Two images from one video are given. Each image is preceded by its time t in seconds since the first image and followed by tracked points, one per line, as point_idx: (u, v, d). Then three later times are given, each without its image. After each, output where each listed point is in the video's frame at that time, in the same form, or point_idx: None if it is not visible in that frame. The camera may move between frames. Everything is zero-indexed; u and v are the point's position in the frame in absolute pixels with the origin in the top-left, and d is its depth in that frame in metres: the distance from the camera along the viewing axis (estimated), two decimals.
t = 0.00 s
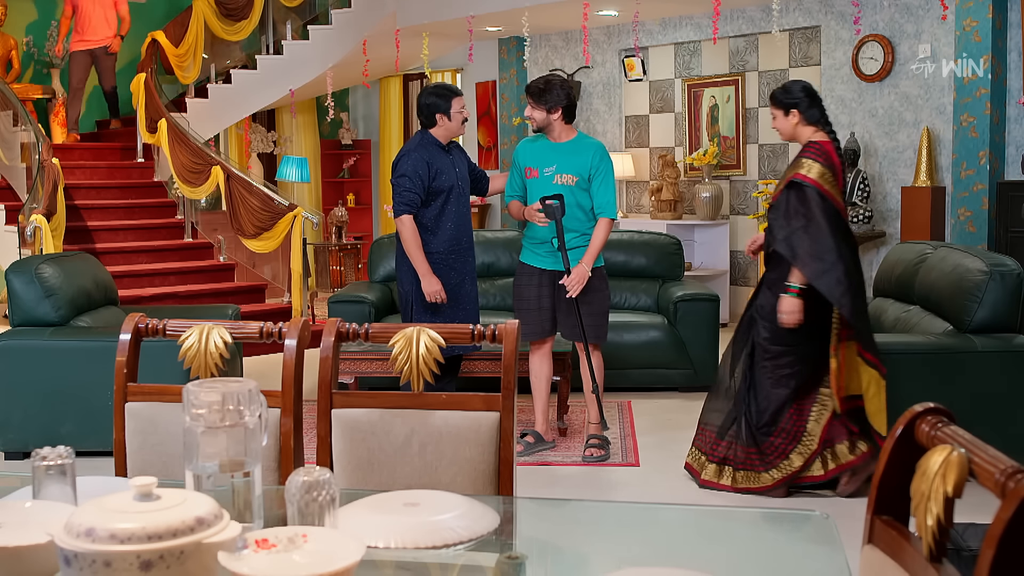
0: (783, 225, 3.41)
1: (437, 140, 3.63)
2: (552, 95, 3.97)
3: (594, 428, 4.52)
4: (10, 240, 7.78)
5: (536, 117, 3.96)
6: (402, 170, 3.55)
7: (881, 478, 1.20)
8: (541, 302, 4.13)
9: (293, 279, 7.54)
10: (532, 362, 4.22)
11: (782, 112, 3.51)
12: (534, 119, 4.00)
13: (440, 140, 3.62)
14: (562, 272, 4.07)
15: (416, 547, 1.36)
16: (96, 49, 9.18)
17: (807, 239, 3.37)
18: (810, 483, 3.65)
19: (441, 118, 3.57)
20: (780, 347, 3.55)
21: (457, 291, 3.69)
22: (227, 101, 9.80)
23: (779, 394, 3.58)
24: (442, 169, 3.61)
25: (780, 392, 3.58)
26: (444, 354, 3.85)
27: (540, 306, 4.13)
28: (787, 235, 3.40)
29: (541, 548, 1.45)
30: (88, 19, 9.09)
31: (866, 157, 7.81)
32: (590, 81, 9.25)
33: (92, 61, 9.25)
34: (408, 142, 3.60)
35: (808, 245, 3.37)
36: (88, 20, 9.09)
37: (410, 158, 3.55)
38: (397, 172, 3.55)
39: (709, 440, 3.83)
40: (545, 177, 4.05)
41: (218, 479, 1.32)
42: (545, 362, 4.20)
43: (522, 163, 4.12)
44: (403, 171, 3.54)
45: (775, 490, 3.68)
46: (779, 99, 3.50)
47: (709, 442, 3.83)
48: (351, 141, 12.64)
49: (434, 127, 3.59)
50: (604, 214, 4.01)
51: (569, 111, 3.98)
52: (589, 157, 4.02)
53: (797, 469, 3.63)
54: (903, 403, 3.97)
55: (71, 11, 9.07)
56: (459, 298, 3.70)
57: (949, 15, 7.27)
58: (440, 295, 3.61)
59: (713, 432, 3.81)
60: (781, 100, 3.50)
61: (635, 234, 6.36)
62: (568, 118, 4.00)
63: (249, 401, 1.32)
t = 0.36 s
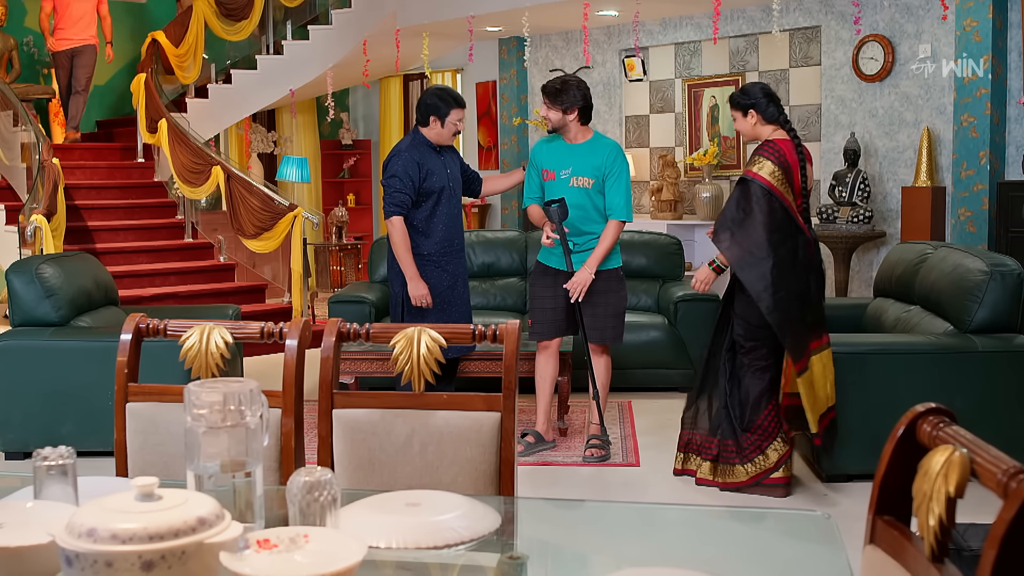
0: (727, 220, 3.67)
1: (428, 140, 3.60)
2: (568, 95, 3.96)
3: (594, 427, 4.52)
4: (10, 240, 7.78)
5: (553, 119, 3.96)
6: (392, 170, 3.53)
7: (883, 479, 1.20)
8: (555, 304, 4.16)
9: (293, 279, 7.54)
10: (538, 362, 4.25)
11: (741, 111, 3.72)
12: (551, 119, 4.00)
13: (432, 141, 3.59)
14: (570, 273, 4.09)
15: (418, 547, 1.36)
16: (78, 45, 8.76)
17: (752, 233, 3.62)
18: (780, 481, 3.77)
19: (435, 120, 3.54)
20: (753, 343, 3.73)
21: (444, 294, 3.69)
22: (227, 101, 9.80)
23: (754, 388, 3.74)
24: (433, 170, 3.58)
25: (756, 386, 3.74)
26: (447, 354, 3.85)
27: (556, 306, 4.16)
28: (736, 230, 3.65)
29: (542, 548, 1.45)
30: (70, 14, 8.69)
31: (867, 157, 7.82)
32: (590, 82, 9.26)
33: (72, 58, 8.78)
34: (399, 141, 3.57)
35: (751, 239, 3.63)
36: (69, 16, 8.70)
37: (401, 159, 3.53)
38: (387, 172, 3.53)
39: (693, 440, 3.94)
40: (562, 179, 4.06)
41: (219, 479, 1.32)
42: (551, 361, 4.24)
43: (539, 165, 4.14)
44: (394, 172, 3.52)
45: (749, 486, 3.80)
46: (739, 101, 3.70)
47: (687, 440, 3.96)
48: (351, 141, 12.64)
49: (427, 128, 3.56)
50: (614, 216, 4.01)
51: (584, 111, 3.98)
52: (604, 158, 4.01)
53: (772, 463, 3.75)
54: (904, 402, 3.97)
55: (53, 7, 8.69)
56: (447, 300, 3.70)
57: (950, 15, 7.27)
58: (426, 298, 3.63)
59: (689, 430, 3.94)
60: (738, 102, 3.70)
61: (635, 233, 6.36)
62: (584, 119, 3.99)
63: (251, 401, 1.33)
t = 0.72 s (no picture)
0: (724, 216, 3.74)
1: (433, 146, 3.59)
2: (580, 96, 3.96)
3: (596, 427, 4.52)
4: (11, 240, 7.77)
5: (568, 120, 3.95)
6: (394, 174, 3.51)
7: (890, 479, 1.20)
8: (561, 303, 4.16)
9: (294, 279, 7.54)
10: (543, 362, 4.26)
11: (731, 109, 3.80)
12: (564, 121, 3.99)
13: (436, 146, 3.59)
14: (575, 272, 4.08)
15: (424, 547, 1.36)
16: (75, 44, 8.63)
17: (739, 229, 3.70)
18: (781, 464, 3.85)
19: (442, 126, 3.55)
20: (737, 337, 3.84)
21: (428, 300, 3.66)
22: (227, 101, 9.79)
23: (736, 380, 3.86)
24: (434, 176, 3.57)
25: (738, 378, 3.86)
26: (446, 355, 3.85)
27: (562, 306, 4.17)
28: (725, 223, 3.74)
29: (546, 548, 1.45)
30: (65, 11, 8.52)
31: (868, 157, 7.81)
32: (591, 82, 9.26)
33: (67, 57, 8.62)
34: (404, 145, 3.56)
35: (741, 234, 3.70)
36: (63, 13, 8.52)
37: (403, 163, 3.52)
38: (389, 176, 3.52)
39: (682, 438, 4.00)
40: (571, 178, 4.05)
41: (225, 480, 1.32)
42: (555, 362, 4.24)
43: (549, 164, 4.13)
44: (395, 176, 3.50)
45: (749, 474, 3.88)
46: (736, 102, 3.76)
47: (677, 436, 4.03)
48: (351, 141, 12.64)
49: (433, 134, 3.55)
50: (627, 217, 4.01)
51: (597, 112, 3.98)
52: (616, 159, 4.01)
53: (770, 447, 3.84)
54: (907, 404, 3.97)
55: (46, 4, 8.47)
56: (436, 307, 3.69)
57: (951, 15, 7.27)
58: (415, 305, 3.60)
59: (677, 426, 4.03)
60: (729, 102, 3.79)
61: (636, 233, 6.36)
62: (597, 119, 4.00)
63: (256, 401, 1.32)
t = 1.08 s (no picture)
0: (737, 213, 3.92)
1: (436, 145, 3.59)
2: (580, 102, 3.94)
3: (599, 427, 4.52)
4: (13, 240, 7.77)
5: (578, 128, 3.96)
6: (399, 175, 3.51)
7: (904, 480, 1.20)
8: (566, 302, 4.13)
9: (297, 280, 7.56)
10: (545, 362, 4.26)
11: (731, 110, 4.00)
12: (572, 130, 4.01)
13: (439, 146, 3.60)
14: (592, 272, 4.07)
15: (434, 548, 1.36)
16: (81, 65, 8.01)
17: (751, 226, 3.89)
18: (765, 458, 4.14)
19: (443, 123, 3.55)
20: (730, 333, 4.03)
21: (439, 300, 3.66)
22: (229, 101, 9.79)
23: (722, 374, 4.05)
24: (439, 176, 3.58)
25: (724, 372, 4.05)
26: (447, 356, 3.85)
27: (566, 305, 4.14)
28: (735, 219, 3.93)
29: (555, 548, 1.44)
30: (69, 30, 7.91)
31: (870, 157, 7.81)
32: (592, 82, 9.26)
33: (74, 80, 8.05)
34: (407, 146, 3.56)
35: (753, 231, 3.89)
36: (67, 33, 7.91)
37: (408, 164, 3.52)
38: (394, 177, 3.51)
39: (669, 430, 4.09)
40: (578, 177, 4.04)
41: (235, 480, 1.32)
42: (558, 361, 4.24)
43: (555, 163, 4.12)
44: (401, 177, 3.50)
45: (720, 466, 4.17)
46: (742, 102, 3.96)
47: (667, 431, 4.10)
48: (353, 141, 12.63)
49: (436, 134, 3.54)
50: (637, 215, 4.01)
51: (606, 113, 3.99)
52: (624, 158, 4.01)
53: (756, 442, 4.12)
54: (912, 403, 3.96)
55: (47, 21, 7.85)
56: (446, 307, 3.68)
57: (953, 15, 7.26)
58: (431, 303, 3.59)
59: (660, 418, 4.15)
60: (731, 102, 4.00)
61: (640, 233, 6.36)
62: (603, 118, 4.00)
63: (266, 401, 1.32)
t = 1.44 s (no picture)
0: (747, 216, 3.93)
1: (442, 145, 3.57)
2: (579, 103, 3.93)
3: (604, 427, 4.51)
4: (17, 240, 7.77)
5: (577, 131, 3.96)
6: (404, 175, 3.50)
7: (923, 481, 1.19)
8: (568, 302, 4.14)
9: (300, 280, 7.57)
10: (549, 362, 4.24)
11: (727, 112, 4.00)
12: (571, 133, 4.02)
13: (446, 146, 3.57)
14: (611, 281, 4.06)
15: (449, 549, 1.35)
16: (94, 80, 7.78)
17: (762, 231, 3.92)
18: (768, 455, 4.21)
19: (451, 126, 3.53)
20: (730, 334, 4.06)
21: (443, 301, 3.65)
22: (232, 101, 9.81)
23: (724, 375, 4.09)
24: (445, 176, 3.56)
25: (726, 373, 4.09)
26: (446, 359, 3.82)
27: (569, 306, 4.15)
28: (743, 222, 3.94)
29: (569, 549, 1.44)
30: (83, 45, 7.71)
31: (874, 157, 7.80)
32: (595, 81, 9.26)
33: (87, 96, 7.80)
34: (414, 146, 3.54)
35: (761, 235, 3.92)
36: (80, 48, 7.71)
37: (414, 164, 3.50)
38: (400, 177, 3.50)
39: (666, 430, 4.13)
40: (580, 178, 4.04)
41: (249, 481, 1.31)
42: (562, 361, 4.23)
43: (556, 163, 4.12)
44: (406, 177, 3.49)
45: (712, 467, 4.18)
46: (736, 105, 3.96)
47: (663, 432, 4.14)
48: (355, 141, 12.62)
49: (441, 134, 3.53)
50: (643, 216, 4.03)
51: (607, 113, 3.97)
52: (626, 159, 4.00)
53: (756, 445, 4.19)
54: (918, 403, 3.95)
55: (59, 36, 7.66)
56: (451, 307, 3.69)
57: (957, 15, 7.25)
58: (437, 303, 3.60)
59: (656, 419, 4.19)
60: (727, 104, 3.98)
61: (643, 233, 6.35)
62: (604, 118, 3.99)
63: (281, 401, 1.32)
